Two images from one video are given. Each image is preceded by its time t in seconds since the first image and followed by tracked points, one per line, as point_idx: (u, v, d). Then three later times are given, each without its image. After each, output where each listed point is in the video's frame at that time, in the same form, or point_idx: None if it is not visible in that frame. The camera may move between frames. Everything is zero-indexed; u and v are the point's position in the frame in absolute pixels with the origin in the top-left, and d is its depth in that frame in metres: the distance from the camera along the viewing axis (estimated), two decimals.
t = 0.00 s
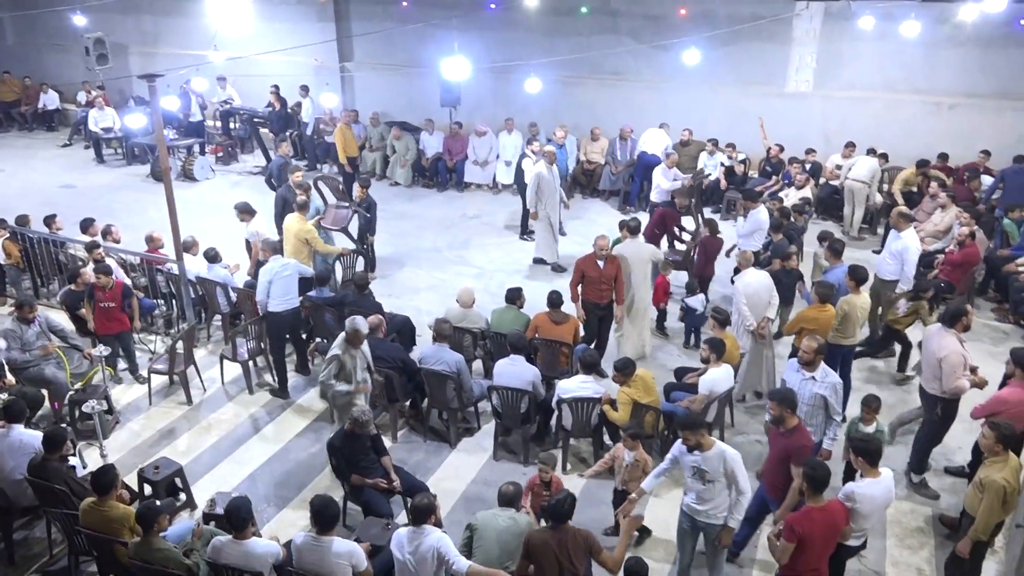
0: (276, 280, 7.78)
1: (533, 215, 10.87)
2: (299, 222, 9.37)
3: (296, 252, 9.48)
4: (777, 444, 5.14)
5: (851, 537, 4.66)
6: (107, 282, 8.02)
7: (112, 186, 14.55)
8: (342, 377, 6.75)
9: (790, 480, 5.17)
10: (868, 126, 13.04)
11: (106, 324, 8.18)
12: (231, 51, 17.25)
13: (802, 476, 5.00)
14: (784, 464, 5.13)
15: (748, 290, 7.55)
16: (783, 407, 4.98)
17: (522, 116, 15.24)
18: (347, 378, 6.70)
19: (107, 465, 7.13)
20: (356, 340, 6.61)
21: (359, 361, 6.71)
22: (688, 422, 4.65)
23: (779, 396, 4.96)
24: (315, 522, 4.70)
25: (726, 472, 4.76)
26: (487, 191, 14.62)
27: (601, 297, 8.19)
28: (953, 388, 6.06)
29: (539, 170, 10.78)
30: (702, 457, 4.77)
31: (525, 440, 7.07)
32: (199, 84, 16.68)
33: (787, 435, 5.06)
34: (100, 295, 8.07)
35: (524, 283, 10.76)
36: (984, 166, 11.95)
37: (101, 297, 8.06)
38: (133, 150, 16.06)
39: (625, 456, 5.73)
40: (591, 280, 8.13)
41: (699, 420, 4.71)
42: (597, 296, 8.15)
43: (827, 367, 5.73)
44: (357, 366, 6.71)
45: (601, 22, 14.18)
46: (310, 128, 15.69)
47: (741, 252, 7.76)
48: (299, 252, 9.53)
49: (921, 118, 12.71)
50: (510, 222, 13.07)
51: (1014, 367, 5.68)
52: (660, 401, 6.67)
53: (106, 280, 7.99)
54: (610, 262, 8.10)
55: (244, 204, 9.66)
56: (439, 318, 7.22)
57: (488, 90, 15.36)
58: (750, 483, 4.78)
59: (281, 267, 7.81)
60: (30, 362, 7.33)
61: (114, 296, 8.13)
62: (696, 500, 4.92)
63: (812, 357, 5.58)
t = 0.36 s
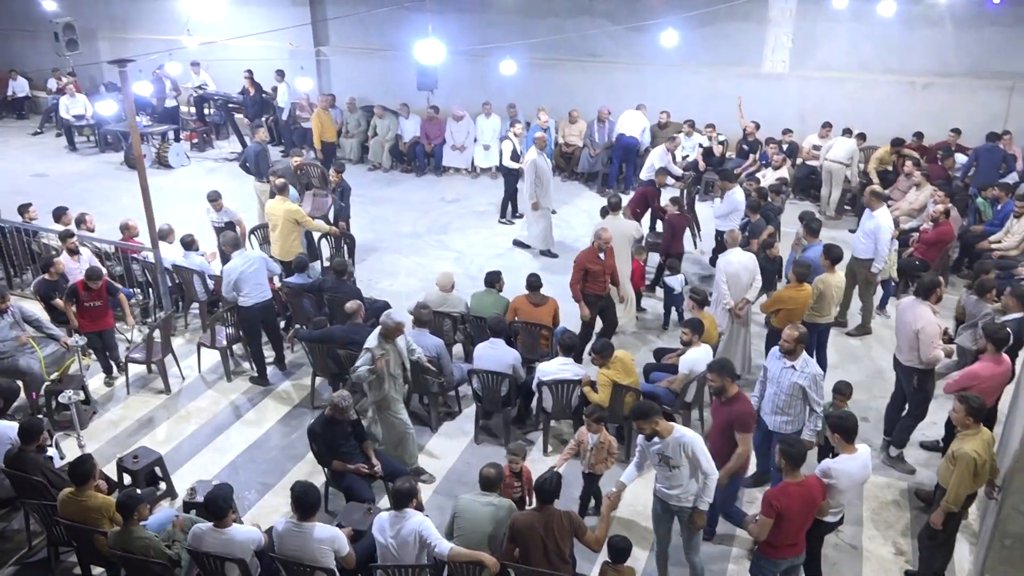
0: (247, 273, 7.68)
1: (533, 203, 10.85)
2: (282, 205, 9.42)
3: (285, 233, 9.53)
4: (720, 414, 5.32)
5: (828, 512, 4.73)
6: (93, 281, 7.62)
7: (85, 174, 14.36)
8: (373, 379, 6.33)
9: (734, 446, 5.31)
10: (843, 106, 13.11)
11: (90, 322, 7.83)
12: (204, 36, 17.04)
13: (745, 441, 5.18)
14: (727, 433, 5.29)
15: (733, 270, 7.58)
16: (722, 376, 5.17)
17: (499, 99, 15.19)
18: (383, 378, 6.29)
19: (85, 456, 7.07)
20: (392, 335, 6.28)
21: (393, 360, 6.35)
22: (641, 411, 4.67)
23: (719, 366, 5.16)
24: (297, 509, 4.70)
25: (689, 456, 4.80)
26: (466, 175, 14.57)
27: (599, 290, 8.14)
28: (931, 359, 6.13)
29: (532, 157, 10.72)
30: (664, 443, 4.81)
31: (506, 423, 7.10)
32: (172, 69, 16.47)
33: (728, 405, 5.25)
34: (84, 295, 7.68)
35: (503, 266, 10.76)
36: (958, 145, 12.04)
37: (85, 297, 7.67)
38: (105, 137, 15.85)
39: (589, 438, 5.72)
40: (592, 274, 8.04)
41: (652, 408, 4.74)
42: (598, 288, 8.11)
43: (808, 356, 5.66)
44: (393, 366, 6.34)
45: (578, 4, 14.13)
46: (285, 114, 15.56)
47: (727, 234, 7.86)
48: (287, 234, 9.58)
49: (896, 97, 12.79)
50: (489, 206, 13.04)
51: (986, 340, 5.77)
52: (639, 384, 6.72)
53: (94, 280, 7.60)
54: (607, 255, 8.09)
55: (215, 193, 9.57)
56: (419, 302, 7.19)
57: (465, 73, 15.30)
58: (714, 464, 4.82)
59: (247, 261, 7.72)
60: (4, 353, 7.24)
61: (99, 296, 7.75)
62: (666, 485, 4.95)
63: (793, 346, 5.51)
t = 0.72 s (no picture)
0: (219, 266, 7.63)
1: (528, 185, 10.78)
2: (264, 190, 9.33)
3: (268, 219, 9.44)
4: (672, 397, 5.36)
5: (804, 491, 4.79)
6: (77, 281, 7.44)
7: (56, 165, 14.15)
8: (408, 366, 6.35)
9: (689, 426, 5.37)
10: (817, 88, 13.18)
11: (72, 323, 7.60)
12: (175, 24, 16.82)
13: (698, 422, 5.26)
14: (680, 415, 5.33)
15: (712, 252, 7.61)
16: (675, 359, 5.22)
17: (475, 86, 15.13)
18: (416, 366, 6.29)
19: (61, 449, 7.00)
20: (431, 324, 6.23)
21: (429, 349, 6.31)
22: (612, 401, 4.70)
23: (672, 350, 5.21)
24: (276, 498, 4.69)
25: (664, 442, 4.82)
26: (443, 162, 14.51)
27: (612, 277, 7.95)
28: (913, 335, 6.23)
29: (520, 143, 10.64)
30: (638, 430, 4.83)
31: (486, 409, 7.11)
32: (143, 58, 16.26)
33: (680, 386, 5.30)
34: (66, 294, 7.48)
35: (480, 253, 10.75)
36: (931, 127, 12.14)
37: (66, 296, 7.47)
38: (75, 127, 15.62)
39: (553, 430, 5.77)
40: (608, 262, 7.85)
41: (622, 397, 4.76)
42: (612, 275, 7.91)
43: (784, 341, 5.71)
44: (428, 355, 6.31)
45: None
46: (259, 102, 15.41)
47: (711, 215, 7.84)
48: (272, 219, 9.47)
49: (869, 80, 12.88)
50: (466, 193, 13.01)
51: (957, 319, 5.84)
52: (617, 366, 6.73)
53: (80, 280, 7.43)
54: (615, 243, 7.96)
55: (189, 178, 9.44)
56: (397, 291, 7.08)
57: (439, 59, 15.22)
58: (689, 448, 4.85)
59: (219, 253, 7.66)
60: None
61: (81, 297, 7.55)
62: (643, 468, 4.99)
63: (768, 329, 5.57)
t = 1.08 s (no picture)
0: (190, 257, 7.52)
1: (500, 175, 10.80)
2: (255, 175, 9.27)
3: (258, 205, 9.36)
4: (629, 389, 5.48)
5: (782, 474, 4.84)
6: (71, 282, 7.09)
7: (30, 153, 13.96)
8: (452, 350, 6.44)
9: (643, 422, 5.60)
10: (796, 75, 13.24)
11: (75, 323, 7.26)
12: (150, 9, 16.61)
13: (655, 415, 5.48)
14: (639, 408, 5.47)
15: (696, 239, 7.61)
16: (633, 355, 5.31)
17: (455, 73, 15.07)
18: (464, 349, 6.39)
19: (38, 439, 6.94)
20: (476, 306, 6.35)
21: (473, 331, 6.43)
22: (596, 387, 4.74)
23: (630, 344, 5.29)
24: (257, 485, 4.68)
25: (646, 429, 4.85)
26: (423, 149, 14.45)
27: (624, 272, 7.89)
28: (905, 320, 6.39)
29: (504, 127, 10.63)
30: (620, 415, 4.88)
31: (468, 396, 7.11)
32: (118, 44, 16.05)
33: (637, 381, 5.40)
34: (64, 297, 7.14)
35: (462, 240, 10.72)
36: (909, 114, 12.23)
37: (65, 299, 7.13)
38: (50, 115, 15.40)
39: (523, 422, 5.91)
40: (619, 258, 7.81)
41: (605, 383, 4.81)
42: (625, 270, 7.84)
43: (757, 325, 5.74)
44: (473, 337, 6.43)
45: None
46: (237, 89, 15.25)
47: (697, 201, 7.85)
48: (262, 206, 9.42)
49: (848, 67, 12.95)
50: (447, 180, 12.96)
51: (931, 302, 5.91)
52: (598, 352, 6.77)
53: (73, 280, 7.06)
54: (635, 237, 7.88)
55: (165, 163, 9.31)
56: (377, 280, 7.05)
57: (419, 46, 15.14)
58: (670, 436, 4.87)
59: (196, 244, 7.57)
60: None
61: (79, 297, 7.21)
62: (623, 454, 5.00)
63: (742, 314, 5.63)
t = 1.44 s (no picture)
0: (178, 243, 7.42)
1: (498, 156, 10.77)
2: (260, 163, 9.22)
3: (262, 192, 9.29)
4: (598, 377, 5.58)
5: (776, 460, 4.84)
6: (77, 283, 6.63)
7: (14, 139, 13.81)
8: (505, 349, 6.05)
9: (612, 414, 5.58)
10: (784, 61, 13.24)
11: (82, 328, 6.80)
12: None
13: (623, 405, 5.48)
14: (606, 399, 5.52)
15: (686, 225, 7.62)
16: (600, 345, 5.43)
17: (443, 59, 14.99)
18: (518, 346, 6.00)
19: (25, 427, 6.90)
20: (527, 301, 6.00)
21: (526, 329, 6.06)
22: (589, 368, 4.76)
23: (599, 334, 5.42)
24: (249, 470, 4.68)
25: (635, 417, 4.85)
26: (411, 135, 14.39)
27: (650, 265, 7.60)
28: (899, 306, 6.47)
29: (497, 109, 10.58)
30: (613, 400, 4.89)
31: (457, 382, 7.11)
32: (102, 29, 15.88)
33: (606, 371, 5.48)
34: (73, 301, 6.69)
35: (450, 226, 10.70)
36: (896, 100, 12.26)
37: (75, 303, 6.68)
38: (33, 101, 15.24)
39: (495, 410, 5.72)
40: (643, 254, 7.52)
41: (599, 365, 4.82)
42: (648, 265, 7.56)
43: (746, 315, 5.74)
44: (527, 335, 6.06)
45: None
46: (223, 75, 15.14)
47: (682, 188, 7.90)
48: (265, 192, 9.35)
49: (836, 52, 12.97)
50: (435, 167, 12.91)
51: (913, 287, 5.96)
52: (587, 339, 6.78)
53: (78, 281, 6.61)
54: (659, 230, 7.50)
55: (151, 146, 9.23)
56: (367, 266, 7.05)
57: (407, 31, 15.05)
58: (659, 424, 4.88)
59: (187, 231, 7.45)
60: None
61: (87, 298, 6.78)
62: (614, 439, 5.02)
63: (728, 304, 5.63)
